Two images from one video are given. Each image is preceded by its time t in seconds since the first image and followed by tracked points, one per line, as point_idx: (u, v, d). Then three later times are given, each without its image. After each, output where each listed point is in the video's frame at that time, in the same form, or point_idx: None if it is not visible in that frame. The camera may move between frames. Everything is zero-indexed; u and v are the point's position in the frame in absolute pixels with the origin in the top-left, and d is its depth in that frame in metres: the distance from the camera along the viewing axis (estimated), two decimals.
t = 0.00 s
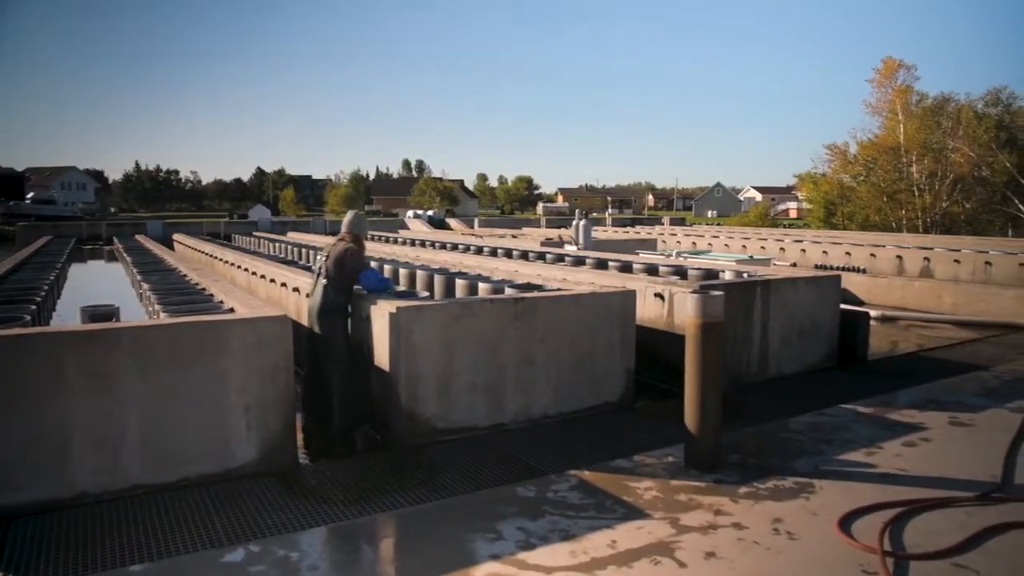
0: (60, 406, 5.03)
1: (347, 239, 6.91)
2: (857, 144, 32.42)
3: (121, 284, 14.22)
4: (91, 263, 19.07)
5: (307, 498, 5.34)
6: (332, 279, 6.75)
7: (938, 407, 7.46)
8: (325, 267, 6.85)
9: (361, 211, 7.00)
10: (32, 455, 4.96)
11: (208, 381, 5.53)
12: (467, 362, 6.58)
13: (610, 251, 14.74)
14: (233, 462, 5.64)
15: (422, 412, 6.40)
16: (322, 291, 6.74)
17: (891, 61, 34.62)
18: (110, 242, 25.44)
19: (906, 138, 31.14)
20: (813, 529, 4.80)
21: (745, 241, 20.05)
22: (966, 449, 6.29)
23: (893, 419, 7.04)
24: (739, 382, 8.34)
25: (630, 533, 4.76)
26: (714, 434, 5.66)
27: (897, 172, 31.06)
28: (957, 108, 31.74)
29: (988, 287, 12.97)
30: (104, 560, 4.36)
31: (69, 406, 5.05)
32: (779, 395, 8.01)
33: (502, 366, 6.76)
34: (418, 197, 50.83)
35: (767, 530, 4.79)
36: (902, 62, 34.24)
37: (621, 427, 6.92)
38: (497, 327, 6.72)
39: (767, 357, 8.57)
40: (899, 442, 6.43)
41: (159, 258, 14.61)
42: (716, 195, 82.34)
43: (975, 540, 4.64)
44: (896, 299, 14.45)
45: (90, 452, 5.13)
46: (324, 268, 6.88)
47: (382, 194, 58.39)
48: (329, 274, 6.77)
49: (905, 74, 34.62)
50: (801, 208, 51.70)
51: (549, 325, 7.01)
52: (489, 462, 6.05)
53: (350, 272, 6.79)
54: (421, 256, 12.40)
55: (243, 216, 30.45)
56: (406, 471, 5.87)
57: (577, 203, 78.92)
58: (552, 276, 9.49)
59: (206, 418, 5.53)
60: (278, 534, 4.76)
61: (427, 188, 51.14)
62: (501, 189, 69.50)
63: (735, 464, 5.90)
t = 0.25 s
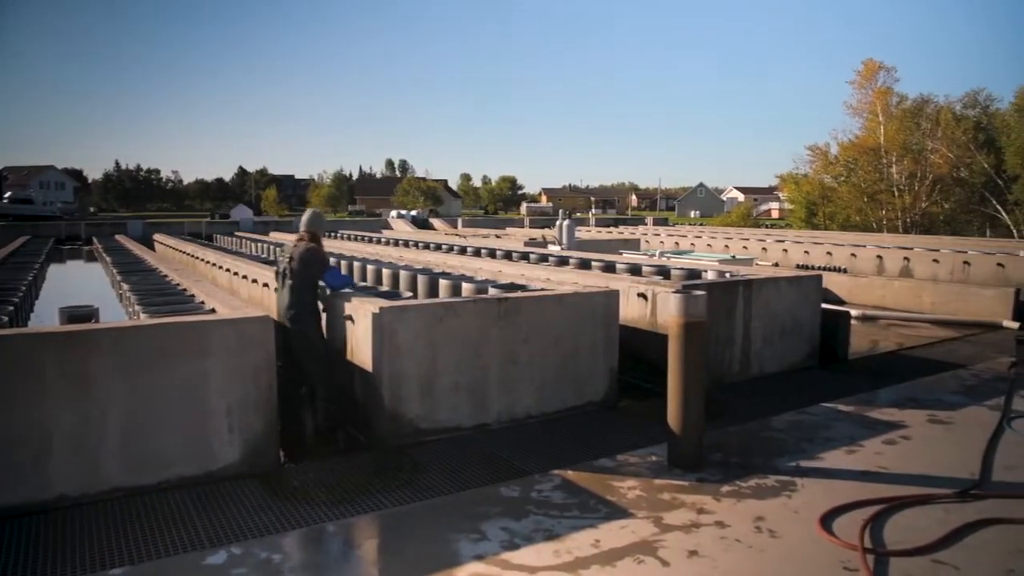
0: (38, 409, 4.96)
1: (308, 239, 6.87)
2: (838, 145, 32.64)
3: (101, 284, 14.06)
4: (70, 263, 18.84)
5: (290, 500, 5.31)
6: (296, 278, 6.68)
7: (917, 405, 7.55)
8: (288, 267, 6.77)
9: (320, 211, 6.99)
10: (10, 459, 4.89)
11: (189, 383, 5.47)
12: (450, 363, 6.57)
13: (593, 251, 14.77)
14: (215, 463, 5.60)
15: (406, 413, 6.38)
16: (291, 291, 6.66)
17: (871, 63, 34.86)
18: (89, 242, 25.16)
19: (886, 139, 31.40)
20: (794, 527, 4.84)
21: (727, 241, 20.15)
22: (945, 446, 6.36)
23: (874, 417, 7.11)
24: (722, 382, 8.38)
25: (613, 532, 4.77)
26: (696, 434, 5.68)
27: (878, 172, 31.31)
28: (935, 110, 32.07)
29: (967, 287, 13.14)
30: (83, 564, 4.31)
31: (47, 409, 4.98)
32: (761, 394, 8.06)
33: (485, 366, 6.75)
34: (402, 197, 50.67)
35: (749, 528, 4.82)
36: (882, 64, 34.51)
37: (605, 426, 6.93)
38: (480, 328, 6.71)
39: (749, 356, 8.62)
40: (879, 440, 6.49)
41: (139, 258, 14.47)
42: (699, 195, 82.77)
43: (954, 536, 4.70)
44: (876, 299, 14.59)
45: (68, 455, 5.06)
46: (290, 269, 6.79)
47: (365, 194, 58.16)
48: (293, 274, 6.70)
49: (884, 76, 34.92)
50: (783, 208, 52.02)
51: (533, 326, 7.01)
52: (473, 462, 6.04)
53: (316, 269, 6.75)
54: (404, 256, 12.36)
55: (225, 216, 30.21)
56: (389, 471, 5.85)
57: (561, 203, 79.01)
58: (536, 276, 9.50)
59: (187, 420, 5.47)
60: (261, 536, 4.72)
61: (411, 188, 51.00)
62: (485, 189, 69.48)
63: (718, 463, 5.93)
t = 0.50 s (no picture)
0: (17, 410, 4.89)
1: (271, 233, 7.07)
2: (819, 146, 32.82)
3: (80, 285, 13.90)
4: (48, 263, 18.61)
5: (272, 501, 5.27)
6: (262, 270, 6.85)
7: (897, 404, 7.62)
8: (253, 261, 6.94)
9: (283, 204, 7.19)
10: None
11: (170, 385, 5.42)
12: (433, 363, 6.55)
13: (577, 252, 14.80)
14: (196, 465, 5.55)
15: (389, 413, 6.35)
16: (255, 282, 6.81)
17: (851, 64, 35.05)
18: (68, 242, 24.86)
19: (866, 140, 31.63)
20: (776, 525, 4.87)
21: (710, 241, 20.25)
22: (925, 444, 6.43)
23: (855, 416, 7.17)
24: (704, 381, 8.43)
25: (596, 532, 4.77)
26: (679, 433, 5.70)
27: (858, 173, 31.57)
28: (914, 111, 32.29)
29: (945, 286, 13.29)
30: (62, 568, 4.25)
31: (25, 410, 4.92)
32: (743, 393, 8.11)
33: (469, 366, 6.75)
34: (385, 197, 50.47)
35: (731, 526, 4.85)
36: (862, 66, 34.72)
37: (588, 426, 6.94)
38: (463, 327, 6.70)
39: (731, 355, 8.67)
40: (860, 438, 6.55)
41: (119, 258, 14.32)
42: (682, 195, 83.15)
43: (932, 534, 4.74)
44: (856, 299, 14.72)
45: (47, 457, 5.00)
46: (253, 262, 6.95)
47: (349, 194, 57.92)
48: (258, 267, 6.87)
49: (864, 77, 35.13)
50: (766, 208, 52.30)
51: (516, 325, 7.01)
52: (457, 463, 6.02)
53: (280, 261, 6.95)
54: (387, 257, 12.32)
55: (206, 216, 29.97)
56: (372, 472, 5.83)
57: (544, 203, 79.06)
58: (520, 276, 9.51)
59: (167, 422, 5.42)
60: (243, 538, 4.68)
61: (394, 188, 50.83)
62: (469, 189, 69.43)
63: (701, 462, 5.96)
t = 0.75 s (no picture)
0: None
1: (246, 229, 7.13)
2: (799, 147, 33.09)
3: (56, 286, 13.71)
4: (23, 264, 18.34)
5: (252, 503, 5.23)
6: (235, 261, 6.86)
7: (875, 402, 7.70)
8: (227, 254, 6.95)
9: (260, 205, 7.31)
10: None
11: (147, 387, 5.36)
12: (415, 363, 6.53)
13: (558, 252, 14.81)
14: (174, 468, 5.49)
15: (371, 414, 6.33)
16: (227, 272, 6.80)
17: (830, 66, 35.25)
18: (44, 243, 24.51)
19: (845, 141, 31.97)
20: (756, 523, 4.90)
21: (691, 241, 20.34)
22: (902, 441, 6.51)
23: (834, 414, 7.24)
24: (685, 381, 8.47)
25: (578, 531, 4.78)
26: (660, 433, 5.73)
27: (837, 174, 32.10)
28: (893, 113, 32.61)
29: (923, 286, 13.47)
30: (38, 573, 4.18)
31: None
32: (724, 392, 8.16)
33: (451, 366, 6.74)
34: (366, 197, 50.25)
35: (712, 525, 4.87)
36: (841, 68, 35.06)
37: (570, 426, 6.95)
38: (445, 327, 6.68)
39: (712, 355, 8.72)
40: (839, 436, 6.61)
41: (96, 258, 14.15)
42: (664, 195, 83.51)
43: (910, 531, 4.80)
44: (836, 299, 14.87)
45: (22, 460, 4.92)
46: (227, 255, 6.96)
47: (330, 194, 57.59)
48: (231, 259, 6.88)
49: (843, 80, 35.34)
50: (745, 206, 52.63)
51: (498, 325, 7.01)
52: (439, 463, 6.01)
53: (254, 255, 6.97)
54: (369, 257, 12.28)
55: (185, 216, 29.68)
56: (353, 473, 5.80)
57: (527, 203, 79.05)
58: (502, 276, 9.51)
59: (145, 424, 5.35)
60: (223, 541, 4.64)
61: (375, 188, 50.58)
62: (451, 189, 69.29)
63: (682, 461, 5.99)
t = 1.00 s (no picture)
0: None
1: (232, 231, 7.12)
2: (779, 148, 33.36)
3: (32, 286, 13.53)
4: None
5: (233, 506, 5.18)
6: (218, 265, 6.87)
7: (855, 401, 7.78)
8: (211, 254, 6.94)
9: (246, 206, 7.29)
10: None
11: (126, 388, 5.29)
12: (397, 364, 6.51)
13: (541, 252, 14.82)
14: (154, 470, 5.43)
15: (353, 415, 6.30)
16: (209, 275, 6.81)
17: (810, 68, 35.47)
18: (19, 243, 24.17)
19: (825, 142, 32.29)
20: (738, 521, 4.93)
21: (673, 241, 20.44)
22: (881, 439, 6.58)
23: (814, 413, 7.30)
24: (667, 380, 8.51)
25: (560, 531, 4.78)
26: (642, 432, 5.75)
27: (818, 175, 32.28)
28: (871, 115, 32.91)
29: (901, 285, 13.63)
30: None
31: None
32: (705, 392, 8.19)
33: (433, 366, 6.72)
34: (348, 197, 50.02)
35: (694, 524, 4.90)
36: (820, 70, 35.37)
37: (553, 426, 6.95)
38: (427, 328, 6.67)
39: (694, 354, 8.76)
40: (819, 435, 6.67)
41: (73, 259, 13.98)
42: (646, 196, 83.88)
43: (889, 528, 4.84)
44: (815, 298, 15.00)
45: None
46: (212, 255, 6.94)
47: (311, 194, 57.25)
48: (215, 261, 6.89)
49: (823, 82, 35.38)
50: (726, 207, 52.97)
51: (481, 326, 7.00)
52: (422, 464, 5.99)
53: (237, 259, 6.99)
54: (350, 257, 12.22)
55: (165, 216, 29.39)
56: (336, 475, 5.77)
57: (509, 203, 79.10)
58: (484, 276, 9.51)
59: (124, 426, 5.29)
60: (203, 544, 4.60)
61: (358, 188, 50.41)
62: (433, 189, 69.13)
63: (664, 460, 6.01)
